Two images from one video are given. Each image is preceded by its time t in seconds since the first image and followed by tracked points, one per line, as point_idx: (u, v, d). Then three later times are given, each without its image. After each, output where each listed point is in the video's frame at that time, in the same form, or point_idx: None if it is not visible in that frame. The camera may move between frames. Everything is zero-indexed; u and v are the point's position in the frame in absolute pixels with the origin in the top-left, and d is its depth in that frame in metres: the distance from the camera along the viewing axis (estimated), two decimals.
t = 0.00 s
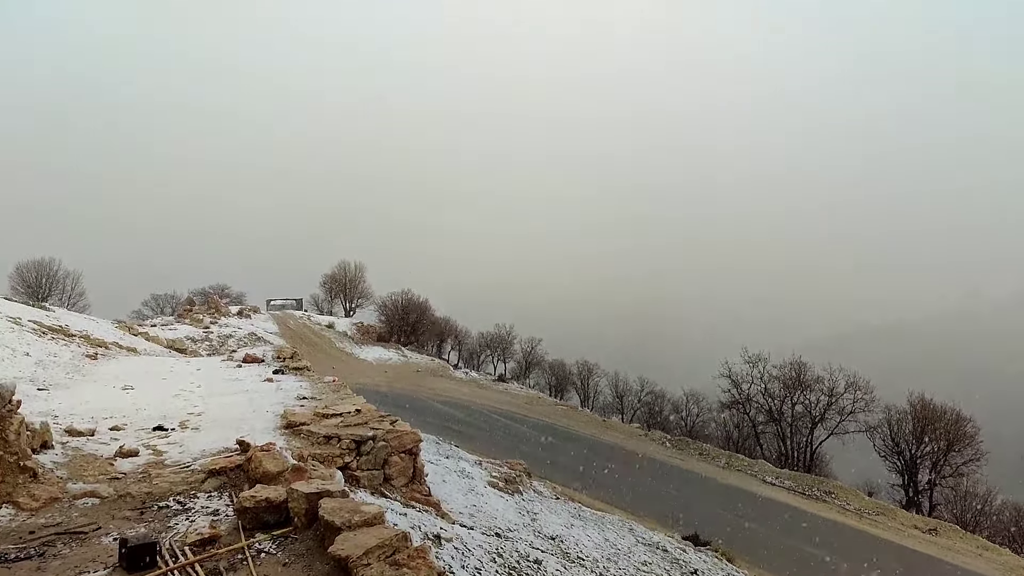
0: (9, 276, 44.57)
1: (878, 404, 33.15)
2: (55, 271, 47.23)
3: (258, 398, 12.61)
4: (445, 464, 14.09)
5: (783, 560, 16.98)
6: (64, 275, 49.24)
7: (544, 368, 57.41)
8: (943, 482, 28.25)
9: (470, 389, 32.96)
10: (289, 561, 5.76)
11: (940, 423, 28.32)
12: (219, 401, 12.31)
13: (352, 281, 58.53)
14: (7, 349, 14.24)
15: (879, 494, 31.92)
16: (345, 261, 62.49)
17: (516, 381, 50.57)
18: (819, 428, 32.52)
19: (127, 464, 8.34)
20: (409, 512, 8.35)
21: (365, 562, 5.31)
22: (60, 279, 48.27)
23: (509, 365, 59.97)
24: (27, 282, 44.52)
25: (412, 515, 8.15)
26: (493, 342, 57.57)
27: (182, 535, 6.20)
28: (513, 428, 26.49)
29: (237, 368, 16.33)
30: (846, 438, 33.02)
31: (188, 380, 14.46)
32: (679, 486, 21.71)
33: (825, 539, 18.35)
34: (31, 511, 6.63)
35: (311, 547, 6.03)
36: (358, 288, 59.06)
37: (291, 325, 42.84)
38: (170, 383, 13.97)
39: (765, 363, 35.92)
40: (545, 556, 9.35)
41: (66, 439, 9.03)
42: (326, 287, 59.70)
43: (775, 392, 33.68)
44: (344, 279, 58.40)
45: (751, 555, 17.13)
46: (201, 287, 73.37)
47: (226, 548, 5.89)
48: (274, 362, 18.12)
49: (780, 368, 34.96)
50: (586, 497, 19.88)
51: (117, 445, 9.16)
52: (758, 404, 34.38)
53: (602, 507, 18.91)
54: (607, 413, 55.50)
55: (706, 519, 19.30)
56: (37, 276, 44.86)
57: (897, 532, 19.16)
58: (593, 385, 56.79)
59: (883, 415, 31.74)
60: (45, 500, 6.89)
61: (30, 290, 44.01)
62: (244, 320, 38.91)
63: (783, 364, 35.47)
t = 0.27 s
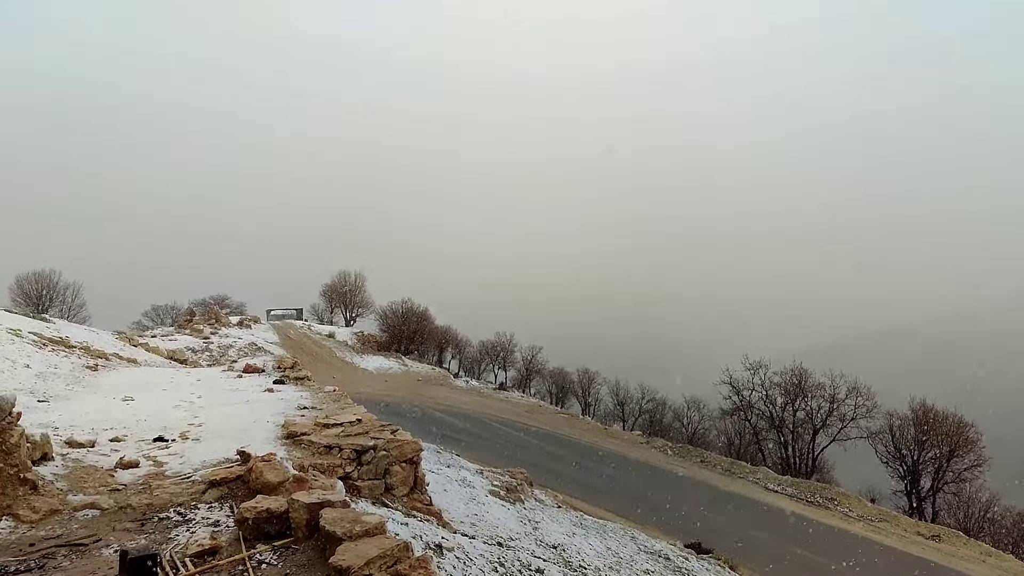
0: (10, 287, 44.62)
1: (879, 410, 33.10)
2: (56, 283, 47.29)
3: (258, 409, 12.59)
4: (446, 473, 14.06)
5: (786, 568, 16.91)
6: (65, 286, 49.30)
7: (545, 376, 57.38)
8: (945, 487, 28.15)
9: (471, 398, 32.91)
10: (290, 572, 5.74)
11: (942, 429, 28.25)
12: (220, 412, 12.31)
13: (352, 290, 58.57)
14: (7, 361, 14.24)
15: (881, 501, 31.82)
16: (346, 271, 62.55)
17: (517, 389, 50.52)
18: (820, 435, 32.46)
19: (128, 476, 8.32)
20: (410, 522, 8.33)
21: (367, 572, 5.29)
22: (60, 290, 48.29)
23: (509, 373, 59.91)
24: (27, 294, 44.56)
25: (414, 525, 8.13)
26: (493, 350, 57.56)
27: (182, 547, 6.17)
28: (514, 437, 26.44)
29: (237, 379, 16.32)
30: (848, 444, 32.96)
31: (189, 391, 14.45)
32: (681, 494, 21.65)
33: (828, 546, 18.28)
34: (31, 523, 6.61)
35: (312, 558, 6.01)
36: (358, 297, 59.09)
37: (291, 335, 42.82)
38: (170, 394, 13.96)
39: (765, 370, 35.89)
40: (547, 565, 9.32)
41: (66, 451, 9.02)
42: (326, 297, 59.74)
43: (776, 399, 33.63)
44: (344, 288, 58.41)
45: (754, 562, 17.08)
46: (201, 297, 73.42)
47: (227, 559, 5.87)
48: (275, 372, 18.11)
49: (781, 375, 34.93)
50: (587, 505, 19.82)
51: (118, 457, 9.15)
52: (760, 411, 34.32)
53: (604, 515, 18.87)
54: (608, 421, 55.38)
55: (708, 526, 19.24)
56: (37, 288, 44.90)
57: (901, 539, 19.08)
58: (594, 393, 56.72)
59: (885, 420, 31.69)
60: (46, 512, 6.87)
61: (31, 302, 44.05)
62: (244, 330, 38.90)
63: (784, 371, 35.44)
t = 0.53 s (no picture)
0: (6, 290, 44.51)
1: (876, 410, 33.15)
2: (51, 286, 47.18)
3: (255, 411, 12.56)
4: (444, 475, 14.05)
5: (784, 568, 16.92)
6: (61, 289, 49.18)
7: (543, 378, 57.37)
8: (943, 487, 28.17)
9: (468, 399, 32.88)
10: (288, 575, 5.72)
11: (939, 428, 28.29)
12: (216, 414, 12.29)
13: (350, 292, 58.52)
14: (3, 365, 14.20)
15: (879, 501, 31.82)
16: (343, 273, 62.49)
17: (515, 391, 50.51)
18: (818, 435, 32.49)
19: (125, 479, 8.30)
20: (408, 523, 8.32)
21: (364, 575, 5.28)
22: (56, 293, 48.18)
23: (507, 375, 59.88)
24: (23, 297, 44.44)
25: (412, 527, 8.12)
26: (491, 352, 57.52)
27: (180, 550, 6.16)
28: (511, 438, 26.41)
29: (234, 381, 16.30)
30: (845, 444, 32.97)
31: (185, 393, 14.41)
32: (679, 495, 21.66)
33: (826, 546, 18.29)
34: (27, 527, 6.59)
35: (310, 560, 5.99)
36: (356, 299, 59.04)
37: (288, 337, 42.79)
38: (167, 397, 13.92)
39: (763, 370, 35.91)
40: (545, 566, 9.31)
41: (63, 454, 8.99)
42: (323, 299, 59.67)
43: (773, 399, 33.65)
44: (341, 290, 58.34)
45: (752, 562, 17.10)
46: (198, 300, 73.29)
47: (224, 562, 5.85)
48: (272, 375, 18.06)
49: (778, 375, 34.96)
50: (585, 506, 19.83)
51: (115, 460, 9.13)
52: (757, 411, 34.34)
53: (602, 516, 18.87)
54: (606, 422, 55.38)
55: (705, 527, 19.25)
56: (33, 291, 44.79)
57: (898, 538, 19.10)
58: (592, 394, 56.73)
59: (882, 420, 31.72)
60: (42, 515, 6.85)
61: (26, 305, 43.94)
62: (241, 333, 38.83)
63: (781, 371, 35.47)
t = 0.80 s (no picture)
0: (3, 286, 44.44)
1: (874, 403, 33.23)
2: (49, 282, 47.12)
3: (255, 407, 12.57)
4: (443, 469, 14.07)
5: (782, 560, 16.99)
6: (59, 285, 49.15)
7: (541, 373, 57.43)
8: (940, 480, 28.25)
9: (467, 394, 32.89)
10: (288, 570, 5.74)
11: (937, 421, 28.36)
12: (215, 410, 12.29)
13: (348, 288, 58.51)
14: (2, 361, 14.20)
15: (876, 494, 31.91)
16: (341, 269, 62.41)
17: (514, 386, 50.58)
18: (816, 429, 32.55)
19: (124, 475, 8.30)
20: (408, 518, 8.33)
21: (365, 569, 5.29)
22: (54, 289, 48.13)
23: (506, 370, 59.91)
24: (20, 293, 44.37)
25: (412, 522, 8.13)
26: (489, 347, 57.55)
27: (180, 545, 6.17)
28: (510, 433, 26.44)
29: (233, 377, 16.30)
30: (843, 437, 33.05)
31: (184, 389, 14.40)
32: (677, 489, 21.70)
33: (824, 539, 18.33)
34: (27, 523, 6.59)
35: (310, 555, 6.01)
36: (354, 295, 59.03)
37: (287, 333, 42.78)
38: (166, 393, 13.91)
39: (761, 364, 35.96)
40: (544, 560, 9.34)
41: (62, 451, 9.00)
42: (322, 295, 59.64)
43: (771, 393, 33.72)
44: (340, 286, 58.33)
45: (750, 555, 17.17)
46: (196, 296, 73.20)
47: (224, 557, 5.86)
48: (271, 370, 18.06)
49: (776, 369, 35.02)
50: (584, 500, 19.86)
51: (114, 456, 9.13)
52: (755, 405, 34.39)
53: (602, 510, 18.92)
54: (605, 416, 55.48)
55: (704, 520, 19.29)
56: (31, 287, 44.72)
57: (896, 532, 19.17)
58: (591, 389, 56.79)
59: (880, 414, 31.80)
60: (42, 511, 6.85)
61: (24, 301, 43.90)
62: (240, 328, 38.81)
63: (780, 365, 35.52)
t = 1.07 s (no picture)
0: None
1: (869, 400, 33.36)
2: (44, 278, 46.97)
3: (252, 404, 12.56)
4: (439, 466, 14.08)
5: (778, 556, 17.08)
6: (54, 282, 48.99)
7: (538, 370, 57.46)
8: (935, 476, 28.36)
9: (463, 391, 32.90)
10: (285, 567, 5.73)
11: (932, 418, 28.47)
12: (211, 407, 12.27)
13: (344, 285, 58.42)
14: None
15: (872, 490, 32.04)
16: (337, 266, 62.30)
17: (510, 383, 50.60)
18: (812, 426, 32.64)
19: (120, 472, 8.29)
20: (404, 515, 8.34)
21: (361, 566, 5.29)
22: (49, 286, 47.97)
23: (502, 367, 59.89)
24: (15, 289, 44.22)
25: (408, 519, 8.14)
26: (486, 344, 57.53)
27: (176, 542, 6.16)
28: (507, 430, 26.45)
29: (229, 374, 16.27)
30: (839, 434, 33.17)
31: (180, 386, 14.37)
32: (674, 486, 21.76)
33: (820, 536, 18.42)
34: (22, 520, 6.58)
35: (306, 552, 6.01)
36: (351, 292, 58.95)
37: (283, 330, 42.72)
38: (162, 390, 13.89)
39: (757, 361, 36.04)
40: (541, 557, 9.35)
41: (58, 448, 8.97)
42: (318, 292, 59.55)
43: (767, 390, 33.80)
44: (336, 283, 58.24)
45: (746, 551, 17.24)
46: (192, 294, 73.04)
47: (220, 554, 5.86)
48: (268, 367, 18.05)
49: (772, 366, 35.10)
50: (581, 497, 19.92)
51: (110, 453, 9.11)
52: (751, 402, 34.48)
53: (598, 507, 18.95)
54: (601, 413, 55.57)
55: (700, 517, 19.37)
56: (25, 283, 44.57)
57: (891, 528, 19.24)
58: (587, 386, 56.85)
59: (875, 411, 31.92)
60: (37, 508, 6.84)
61: (19, 297, 43.74)
62: (236, 325, 38.74)
63: (776, 362, 35.61)
